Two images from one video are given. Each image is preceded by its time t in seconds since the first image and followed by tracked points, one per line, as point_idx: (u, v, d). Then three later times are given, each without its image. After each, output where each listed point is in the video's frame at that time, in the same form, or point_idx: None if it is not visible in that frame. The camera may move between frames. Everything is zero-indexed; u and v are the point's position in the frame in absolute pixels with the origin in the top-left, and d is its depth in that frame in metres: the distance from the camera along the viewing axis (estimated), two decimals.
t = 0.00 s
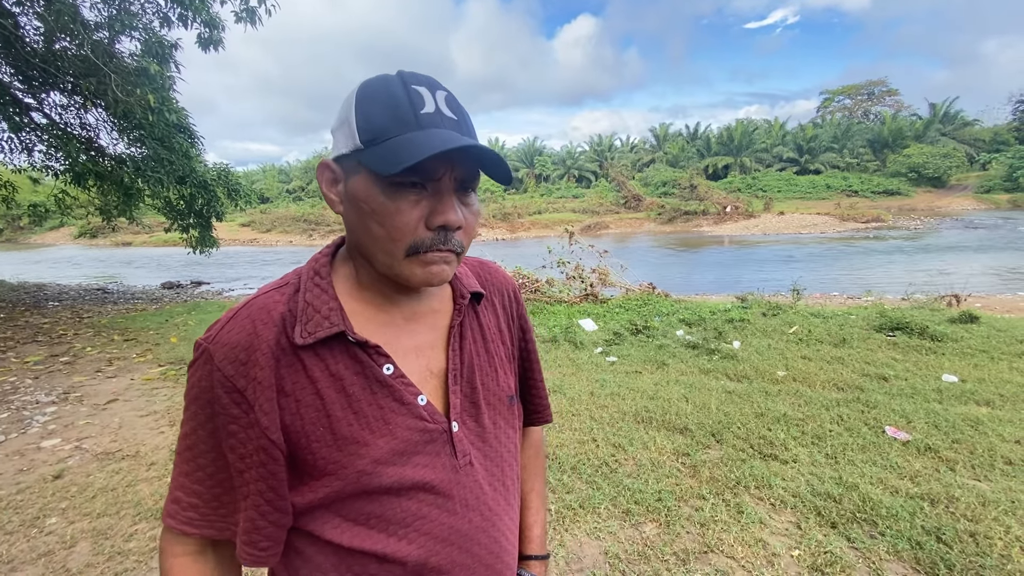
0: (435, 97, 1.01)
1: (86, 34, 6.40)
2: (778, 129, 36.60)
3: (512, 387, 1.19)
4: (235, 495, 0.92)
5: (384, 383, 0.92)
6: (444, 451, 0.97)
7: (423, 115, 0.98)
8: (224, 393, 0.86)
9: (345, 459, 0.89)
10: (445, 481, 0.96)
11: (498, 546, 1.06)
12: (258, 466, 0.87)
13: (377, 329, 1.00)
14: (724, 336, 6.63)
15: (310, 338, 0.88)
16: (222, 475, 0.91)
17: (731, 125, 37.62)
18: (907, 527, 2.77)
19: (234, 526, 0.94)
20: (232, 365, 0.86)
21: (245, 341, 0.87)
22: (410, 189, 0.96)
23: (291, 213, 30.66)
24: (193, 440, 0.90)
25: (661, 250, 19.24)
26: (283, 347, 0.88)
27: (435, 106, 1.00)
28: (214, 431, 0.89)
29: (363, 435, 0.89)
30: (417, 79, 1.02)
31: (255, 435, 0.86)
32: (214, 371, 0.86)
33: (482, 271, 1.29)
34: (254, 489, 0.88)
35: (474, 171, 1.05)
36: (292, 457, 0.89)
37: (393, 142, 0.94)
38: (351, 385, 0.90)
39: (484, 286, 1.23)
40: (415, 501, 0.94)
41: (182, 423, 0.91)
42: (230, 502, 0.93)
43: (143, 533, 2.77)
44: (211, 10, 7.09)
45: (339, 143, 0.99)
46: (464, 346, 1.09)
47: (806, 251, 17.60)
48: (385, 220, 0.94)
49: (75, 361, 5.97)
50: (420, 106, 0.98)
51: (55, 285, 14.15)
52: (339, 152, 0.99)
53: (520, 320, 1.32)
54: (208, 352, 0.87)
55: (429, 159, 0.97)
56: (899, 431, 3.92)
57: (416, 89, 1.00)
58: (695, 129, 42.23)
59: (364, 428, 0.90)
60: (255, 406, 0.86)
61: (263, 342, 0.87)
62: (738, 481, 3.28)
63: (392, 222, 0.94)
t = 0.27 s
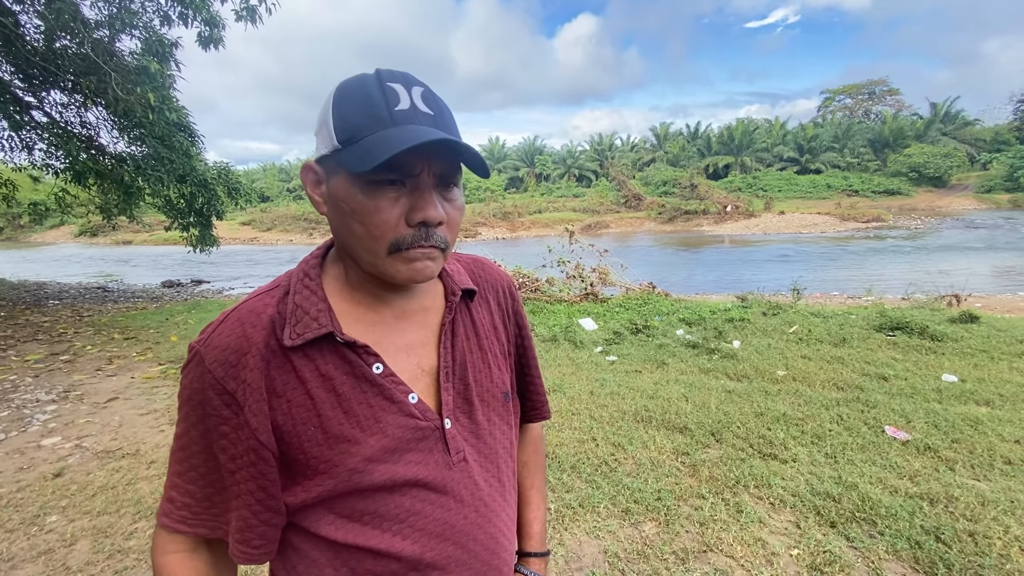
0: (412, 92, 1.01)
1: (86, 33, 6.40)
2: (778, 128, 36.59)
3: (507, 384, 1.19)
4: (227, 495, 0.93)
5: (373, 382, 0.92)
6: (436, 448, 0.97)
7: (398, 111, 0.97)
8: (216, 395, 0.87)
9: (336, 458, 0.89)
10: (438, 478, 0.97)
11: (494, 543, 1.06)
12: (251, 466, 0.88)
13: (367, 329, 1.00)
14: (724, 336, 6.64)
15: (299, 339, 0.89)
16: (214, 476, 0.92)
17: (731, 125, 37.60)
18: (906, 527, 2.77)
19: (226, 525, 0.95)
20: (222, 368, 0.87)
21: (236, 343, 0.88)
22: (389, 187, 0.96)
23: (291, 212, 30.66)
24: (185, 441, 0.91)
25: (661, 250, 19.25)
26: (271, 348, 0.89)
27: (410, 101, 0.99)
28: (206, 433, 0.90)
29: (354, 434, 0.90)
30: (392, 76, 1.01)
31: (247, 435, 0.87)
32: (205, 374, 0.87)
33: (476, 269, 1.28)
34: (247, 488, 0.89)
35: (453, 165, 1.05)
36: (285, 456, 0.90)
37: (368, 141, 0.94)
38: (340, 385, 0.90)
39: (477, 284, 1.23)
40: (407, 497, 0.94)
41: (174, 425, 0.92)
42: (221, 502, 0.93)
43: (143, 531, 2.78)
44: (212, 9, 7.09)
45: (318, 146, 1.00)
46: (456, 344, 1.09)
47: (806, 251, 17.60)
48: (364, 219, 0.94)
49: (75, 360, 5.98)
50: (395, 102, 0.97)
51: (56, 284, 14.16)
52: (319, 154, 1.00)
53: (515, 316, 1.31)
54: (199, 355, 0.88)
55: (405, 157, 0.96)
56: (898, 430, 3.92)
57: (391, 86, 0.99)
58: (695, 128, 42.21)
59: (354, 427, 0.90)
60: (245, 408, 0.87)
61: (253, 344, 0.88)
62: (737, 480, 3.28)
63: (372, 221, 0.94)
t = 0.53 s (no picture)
0: (397, 87, 1.01)
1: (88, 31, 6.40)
2: (780, 128, 36.55)
3: (506, 379, 1.19)
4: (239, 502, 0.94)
5: (376, 378, 0.93)
6: (439, 443, 0.98)
7: (381, 107, 0.97)
8: (222, 396, 0.87)
9: (340, 453, 0.90)
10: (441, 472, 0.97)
11: (496, 536, 1.07)
12: (259, 464, 0.89)
13: (367, 325, 1.00)
14: (724, 335, 6.63)
15: (301, 337, 0.89)
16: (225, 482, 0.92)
17: (733, 124, 37.56)
18: (906, 526, 2.77)
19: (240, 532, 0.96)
20: (228, 367, 0.88)
21: (241, 342, 0.88)
22: (375, 182, 0.96)
23: (292, 211, 30.67)
24: (193, 450, 0.91)
25: (662, 249, 19.25)
26: (275, 346, 0.89)
27: (394, 96, 0.99)
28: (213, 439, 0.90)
29: (358, 429, 0.91)
30: (378, 74, 1.02)
31: (255, 434, 0.88)
32: (211, 374, 0.88)
33: (475, 266, 1.29)
34: (255, 489, 0.89)
35: (440, 158, 1.04)
36: (290, 453, 0.91)
37: (352, 138, 0.95)
38: (343, 382, 0.91)
39: (475, 280, 1.24)
40: (410, 492, 0.94)
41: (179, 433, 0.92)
42: (235, 510, 0.94)
43: (145, 528, 2.79)
44: (213, 7, 7.09)
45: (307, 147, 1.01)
46: (455, 340, 1.10)
47: (807, 251, 17.58)
48: (353, 215, 0.95)
49: (76, 357, 5.99)
50: (379, 97, 0.98)
51: (57, 282, 14.18)
52: (309, 153, 1.01)
53: (513, 312, 1.32)
54: (204, 356, 0.88)
55: (391, 152, 0.96)
56: (898, 430, 3.92)
57: (376, 83, 1.00)
58: (696, 127, 42.17)
59: (358, 422, 0.91)
60: (252, 406, 0.87)
61: (258, 342, 0.88)
62: (737, 479, 3.28)
63: (359, 216, 0.95)
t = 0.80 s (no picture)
0: (411, 83, 1.01)
1: (91, 29, 6.41)
2: (782, 127, 36.49)
3: (513, 376, 1.20)
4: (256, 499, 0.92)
5: (393, 372, 0.93)
6: (451, 437, 0.98)
7: (394, 101, 0.98)
8: (241, 389, 0.86)
9: (359, 447, 0.90)
10: (453, 465, 0.98)
11: (503, 531, 1.07)
12: (277, 457, 0.88)
13: (382, 320, 1.01)
14: (726, 335, 6.63)
15: (321, 330, 0.90)
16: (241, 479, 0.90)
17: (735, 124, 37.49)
18: (907, 526, 2.77)
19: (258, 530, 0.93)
20: (250, 359, 0.87)
21: (261, 335, 0.88)
22: (387, 176, 0.97)
23: (294, 209, 30.70)
24: (211, 447, 0.89)
25: (664, 249, 19.24)
26: (295, 339, 0.89)
27: (407, 91, 1.00)
28: (233, 433, 0.88)
29: (376, 423, 0.91)
30: (394, 71, 1.03)
31: (274, 427, 0.87)
32: (231, 367, 0.86)
33: (482, 264, 1.29)
34: (273, 483, 0.88)
35: (451, 154, 1.04)
36: (307, 447, 0.91)
37: (364, 133, 0.95)
38: (362, 375, 0.92)
39: (484, 278, 1.24)
40: (424, 486, 0.95)
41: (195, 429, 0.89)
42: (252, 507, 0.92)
43: (146, 525, 2.80)
44: (215, 5, 7.09)
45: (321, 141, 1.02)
46: (467, 336, 1.10)
47: (809, 251, 17.55)
48: (364, 208, 0.96)
49: (79, 355, 6.00)
50: (392, 92, 0.98)
51: (60, 280, 14.22)
52: (325, 148, 1.02)
53: (519, 311, 1.33)
54: (223, 348, 0.87)
55: (402, 146, 0.97)
56: (899, 430, 3.92)
57: (391, 79, 1.01)
58: (699, 127, 42.10)
59: (375, 416, 0.91)
60: (273, 398, 0.87)
61: (278, 335, 0.88)
62: (738, 478, 3.28)
63: (370, 210, 0.95)
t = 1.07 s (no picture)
0: (444, 83, 1.02)
1: (94, 28, 6.43)
2: (785, 127, 36.39)
3: (523, 374, 1.21)
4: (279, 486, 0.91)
5: (418, 363, 0.94)
6: (469, 430, 0.99)
7: (428, 101, 0.98)
8: (272, 374, 0.85)
9: (384, 435, 0.91)
10: (469, 458, 0.99)
11: (512, 524, 1.08)
12: (304, 444, 0.87)
13: (406, 312, 1.01)
14: (727, 335, 6.62)
15: (351, 319, 0.90)
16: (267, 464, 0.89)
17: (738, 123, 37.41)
18: (909, 527, 2.77)
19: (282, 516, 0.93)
20: (281, 345, 0.86)
21: (294, 321, 0.87)
22: (417, 172, 0.97)
23: (296, 208, 30.75)
24: (238, 431, 0.88)
25: (666, 248, 19.22)
26: (326, 326, 0.89)
27: (440, 91, 1.00)
28: (262, 417, 0.88)
29: (400, 413, 0.92)
30: (428, 72, 1.03)
31: (303, 414, 0.87)
32: (262, 353, 0.86)
33: (497, 266, 1.29)
34: (299, 469, 0.87)
35: (479, 153, 1.05)
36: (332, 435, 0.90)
37: (398, 129, 0.96)
38: (388, 365, 0.92)
39: (499, 277, 1.25)
40: (442, 477, 0.96)
41: (221, 412, 0.89)
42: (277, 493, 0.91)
43: (149, 522, 2.81)
44: (218, 4, 7.11)
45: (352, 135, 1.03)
46: (485, 333, 1.11)
47: (812, 251, 17.51)
48: (394, 203, 0.96)
49: (82, 352, 6.02)
50: (427, 92, 0.99)
51: (63, 277, 14.27)
52: (357, 145, 1.02)
53: (531, 311, 1.33)
54: (255, 333, 0.86)
55: (433, 143, 0.97)
56: (901, 431, 3.91)
57: (426, 78, 1.01)
58: (701, 126, 42.01)
59: (400, 407, 0.92)
60: (304, 384, 0.86)
61: (310, 322, 0.88)
62: (739, 478, 3.28)
63: (400, 204, 0.95)
